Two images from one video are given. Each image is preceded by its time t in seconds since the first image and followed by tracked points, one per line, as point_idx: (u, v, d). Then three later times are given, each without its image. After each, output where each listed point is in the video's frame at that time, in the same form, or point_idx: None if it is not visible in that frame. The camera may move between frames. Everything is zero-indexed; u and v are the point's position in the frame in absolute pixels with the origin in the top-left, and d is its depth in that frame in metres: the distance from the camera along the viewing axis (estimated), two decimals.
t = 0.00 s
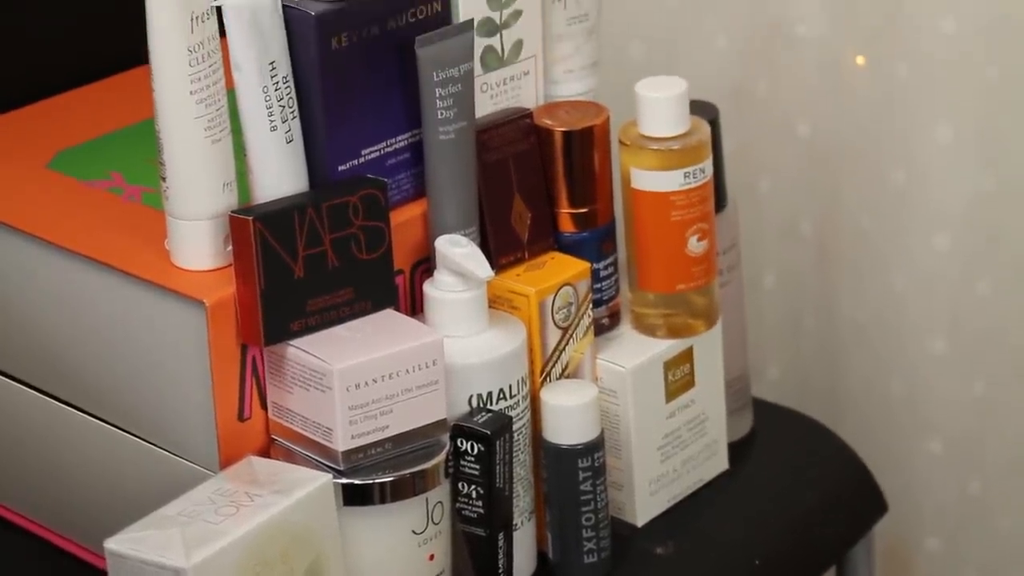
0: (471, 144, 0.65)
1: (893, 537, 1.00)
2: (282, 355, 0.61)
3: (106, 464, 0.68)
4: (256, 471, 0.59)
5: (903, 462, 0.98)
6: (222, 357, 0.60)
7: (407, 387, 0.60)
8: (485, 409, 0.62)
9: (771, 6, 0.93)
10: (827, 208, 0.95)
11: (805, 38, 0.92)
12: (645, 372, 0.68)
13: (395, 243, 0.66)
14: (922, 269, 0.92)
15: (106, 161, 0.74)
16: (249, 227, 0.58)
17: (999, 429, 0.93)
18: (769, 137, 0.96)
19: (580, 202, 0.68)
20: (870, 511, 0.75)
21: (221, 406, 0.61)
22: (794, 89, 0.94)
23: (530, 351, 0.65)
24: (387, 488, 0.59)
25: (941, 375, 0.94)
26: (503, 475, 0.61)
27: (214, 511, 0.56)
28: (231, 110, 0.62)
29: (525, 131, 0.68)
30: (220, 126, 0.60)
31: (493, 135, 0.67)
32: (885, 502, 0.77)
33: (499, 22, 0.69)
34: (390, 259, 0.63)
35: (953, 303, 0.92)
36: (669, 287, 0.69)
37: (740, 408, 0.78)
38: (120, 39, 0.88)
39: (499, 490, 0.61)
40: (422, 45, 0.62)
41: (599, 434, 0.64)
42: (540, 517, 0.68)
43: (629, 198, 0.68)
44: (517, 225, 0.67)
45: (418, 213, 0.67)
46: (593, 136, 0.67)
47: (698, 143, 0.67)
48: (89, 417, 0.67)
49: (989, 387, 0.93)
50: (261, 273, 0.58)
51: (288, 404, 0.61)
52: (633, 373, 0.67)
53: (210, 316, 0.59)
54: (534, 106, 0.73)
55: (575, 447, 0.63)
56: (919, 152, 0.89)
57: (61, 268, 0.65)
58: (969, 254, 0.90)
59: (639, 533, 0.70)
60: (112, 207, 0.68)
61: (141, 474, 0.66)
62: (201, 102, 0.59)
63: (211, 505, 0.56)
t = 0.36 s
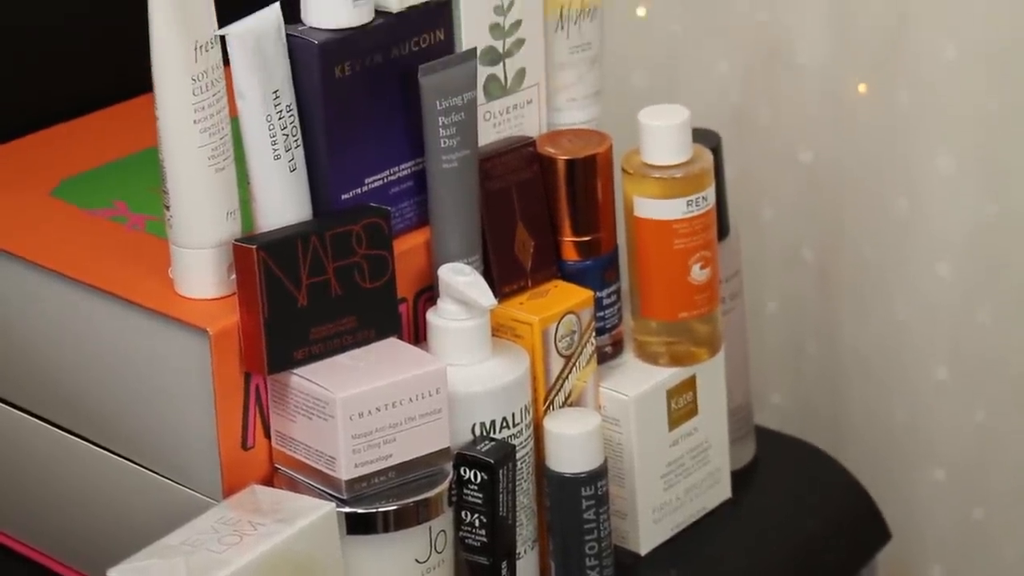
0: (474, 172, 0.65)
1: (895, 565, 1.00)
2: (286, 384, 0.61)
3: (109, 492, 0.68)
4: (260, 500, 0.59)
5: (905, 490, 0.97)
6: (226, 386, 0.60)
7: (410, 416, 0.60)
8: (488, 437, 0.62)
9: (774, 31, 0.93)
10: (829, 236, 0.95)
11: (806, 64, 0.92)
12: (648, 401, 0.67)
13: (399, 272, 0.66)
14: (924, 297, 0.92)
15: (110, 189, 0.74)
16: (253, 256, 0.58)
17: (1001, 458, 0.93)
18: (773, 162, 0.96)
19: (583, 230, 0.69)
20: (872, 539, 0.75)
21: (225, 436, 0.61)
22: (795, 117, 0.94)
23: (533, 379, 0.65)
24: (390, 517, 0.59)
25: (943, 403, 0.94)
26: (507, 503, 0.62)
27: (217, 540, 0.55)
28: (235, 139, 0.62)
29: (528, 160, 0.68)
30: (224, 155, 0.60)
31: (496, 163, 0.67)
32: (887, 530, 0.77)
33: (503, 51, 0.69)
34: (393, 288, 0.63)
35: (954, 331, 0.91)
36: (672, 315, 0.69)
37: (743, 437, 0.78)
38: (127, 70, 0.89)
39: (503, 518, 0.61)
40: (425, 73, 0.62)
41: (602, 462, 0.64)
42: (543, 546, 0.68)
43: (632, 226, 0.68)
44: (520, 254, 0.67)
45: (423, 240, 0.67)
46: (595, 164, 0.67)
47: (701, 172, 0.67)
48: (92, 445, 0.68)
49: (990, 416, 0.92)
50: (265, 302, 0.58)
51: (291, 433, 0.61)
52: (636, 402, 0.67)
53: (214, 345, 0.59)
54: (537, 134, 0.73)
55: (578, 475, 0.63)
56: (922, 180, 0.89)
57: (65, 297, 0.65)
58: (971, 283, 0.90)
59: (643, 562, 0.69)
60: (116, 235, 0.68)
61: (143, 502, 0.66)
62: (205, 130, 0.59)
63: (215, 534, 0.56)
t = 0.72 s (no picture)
0: (474, 228, 0.65)
1: None
2: (286, 440, 0.61)
3: (109, 548, 0.67)
4: (261, 557, 0.59)
5: (908, 543, 0.96)
6: (227, 442, 0.60)
7: (411, 472, 0.59)
8: (489, 492, 0.62)
9: (772, 86, 0.93)
10: (828, 288, 0.95)
11: (807, 119, 0.92)
12: (649, 455, 0.67)
13: (399, 328, 0.66)
14: (925, 350, 0.91)
15: (109, 247, 0.74)
16: (253, 313, 0.58)
17: (1005, 511, 0.92)
18: (773, 216, 0.96)
19: (583, 285, 0.69)
20: None
21: (226, 493, 0.61)
22: (794, 170, 0.93)
23: (534, 433, 0.65)
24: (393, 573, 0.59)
25: (945, 455, 0.93)
26: (508, 558, 0.61)
27: None
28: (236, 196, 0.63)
29: (527, 215, 0.68)
30: (225, 212, 0.61)
31: (495, 219, 0.67)
32: None
33: (502, 106, 0.69)
34: (394, 343, 0.63)
35: (955, 384, 0.91)
36: (672, 370, 0.69)
37: (745, 490, 0.78)
38: (128, 128, 0.89)
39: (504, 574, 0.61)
40: (427, 129, 0.62)
41: (603, 516, 0.64)
42: None
43: (631, 281, 0.69)
44: (520, 309, 0.68)
45: (423, 296, 0.67)
46: (595, 220, 0.68)
47: (700, 227, 0.67)
48: (91, 501, 0.67)
49: (992, 468, 0.91)
50: (266, 359, 0.58)
51: (292, 488, 0.61)
52: (636, 456, 0.67)
53: (215, 403, 0.59)
54: (536, 190, 0.73)
55: (580, 530, 0.63)
56: (921, 232, 0.89)
57: (66, 354, 0.65)
58: (972, 335, 0.89)
59: None
60: (118, 292, 0.68)
61: (143, 558, 0.66)
62: (205, 188, 0.59)
63: None
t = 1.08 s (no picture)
0: (475, 260, 0.65)
1: None
2: (288, 472, 0.61)
3: None
4: None
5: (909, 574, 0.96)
6: (228, 474, 0.60)
7: (413, 503, 0.59)
8: (491, 523, 0.62)
9: (773, 116, 0.93)
10: (829, 319, 0.95)
11: (806, 149, 0.92)
12: (651, 486, 0.67)
13: (401, 360, 0.66)
14: (926, 380, 0.91)
15: (111, 278, 0.74)
16: (255, 344, 0.58)
17: (1006, 542, 0.91)
18: (774, 247, 0.96)
19: (585, 316, 0.69)
20: None
21: (227, 524, 0.61)
22: (794, 201, 0.94)
23: (535, 465, 0.65)
24: None
25: (946, 486, 0.93)
26: None
27: None
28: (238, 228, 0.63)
29: (529, 247, 0.68)
30: (227, 244, 0.61)
31: (496, 251, 0.67)
32: None
33: (504, 137, 0.70)
34: (395, 374, 0.64)
35: (957, 414, 0.91)
36: (674, 401, 0.69)
37: (747, 521, 0.78)
38: (131, 160, 0.90)
39: None
40: (429, 160, 0.63)
41: (604, 547, 0.63)
42: None
43: (633, 312, 0.69)
44: (522, 340, 0.68)
45: (425, 327, 0.68)
46: (596, 251, 0.68)
47: (702, 258, 0.67)
48: (91, 531, 0.67)
49: (994, 499, 0.91)
50: (267, 390, 0.58)
51: (294, 520, 0.61)
52: (638, 488, 0.67)
53: (216, 434, 0.59)
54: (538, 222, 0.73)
55: (581, 561, 0.63)
56: (921, 262, 0.89)
57: (68, 385, 0.65)
58: (973, 365, 0.89)
59: None
60: (120, 323, 0.68)
61: None
62: (207, 220, 0.59)
63: None
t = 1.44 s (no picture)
0: (477, 285, 0.65)
1: None
2: (290, 498, 0.61)
3: None
4: None
5: None
6: (230, 500, 0.60)
7: (415, 529, 0.59)
8: (493, 549, 0.62)
9: (775, 141, 0.93)
10: (830, 343, 0.95)
11: (807, 174, 0.92)
12: (653, 511, 0.67)
13: (402, 385, 0.66)
14: (928, 405, 0.91)
15: (112, 304, 0.74)
16: (257, 370, 0.58)
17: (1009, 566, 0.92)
18: (775, 272, 0.96)
19: (586, 341, 0.69)
20: None
21: (230, 550, 0.61)
22: (795, 226, 0.94)
23: (538, 490, 0.65)
24: None
25: (948, 511, 0.93)
26: None
27: None
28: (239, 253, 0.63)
29: (531, 272, 0.68)
30: (229, 269, 0.61)
31: (498, 275, 0.67)
32: None
33: (506, 163, 0.70)
34: (397, 400, 0.64)
35: (959, 439, 0.91)
36: (677, 426, 0.69)
37: (749, 546, 0.78)
38: (131, 186, 0.90)
39: None
40: (431, 186, 0.63)
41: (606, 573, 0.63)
42: None
43: (635, 337, 0.69)
44: (524, 366, 0.68)
45: (427, 353, 0.68)
46: (597, 276, 0.68)
47: (704, 282, 0.68)
48: (91, 557, 0.67)
49: (997, 523, 0.91)
50: (270, 416, 0.58)
51: (295, 546, 0.61)
52: (640, 513, 0.66)
53: (219, 461, 0.59)
54: (540, 247, 0.73)
55: None
56: (923, 286, 0.89)
57: (69, 411, 0.65)
58: (976, 390, 0.89)
59: None
60: (121, 349, 0.68)
61: None
62: (209, 246, 0.60)
63: None
